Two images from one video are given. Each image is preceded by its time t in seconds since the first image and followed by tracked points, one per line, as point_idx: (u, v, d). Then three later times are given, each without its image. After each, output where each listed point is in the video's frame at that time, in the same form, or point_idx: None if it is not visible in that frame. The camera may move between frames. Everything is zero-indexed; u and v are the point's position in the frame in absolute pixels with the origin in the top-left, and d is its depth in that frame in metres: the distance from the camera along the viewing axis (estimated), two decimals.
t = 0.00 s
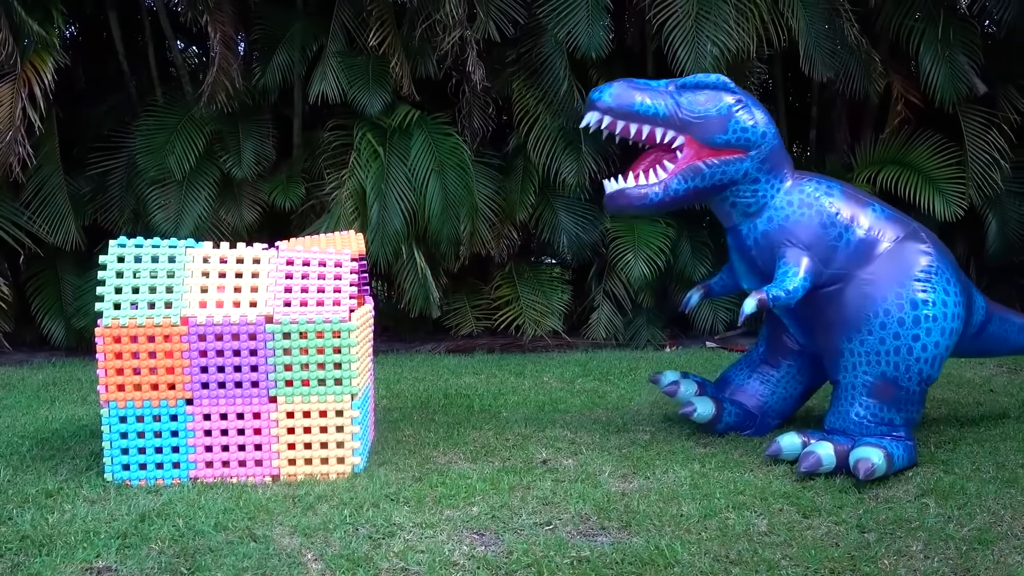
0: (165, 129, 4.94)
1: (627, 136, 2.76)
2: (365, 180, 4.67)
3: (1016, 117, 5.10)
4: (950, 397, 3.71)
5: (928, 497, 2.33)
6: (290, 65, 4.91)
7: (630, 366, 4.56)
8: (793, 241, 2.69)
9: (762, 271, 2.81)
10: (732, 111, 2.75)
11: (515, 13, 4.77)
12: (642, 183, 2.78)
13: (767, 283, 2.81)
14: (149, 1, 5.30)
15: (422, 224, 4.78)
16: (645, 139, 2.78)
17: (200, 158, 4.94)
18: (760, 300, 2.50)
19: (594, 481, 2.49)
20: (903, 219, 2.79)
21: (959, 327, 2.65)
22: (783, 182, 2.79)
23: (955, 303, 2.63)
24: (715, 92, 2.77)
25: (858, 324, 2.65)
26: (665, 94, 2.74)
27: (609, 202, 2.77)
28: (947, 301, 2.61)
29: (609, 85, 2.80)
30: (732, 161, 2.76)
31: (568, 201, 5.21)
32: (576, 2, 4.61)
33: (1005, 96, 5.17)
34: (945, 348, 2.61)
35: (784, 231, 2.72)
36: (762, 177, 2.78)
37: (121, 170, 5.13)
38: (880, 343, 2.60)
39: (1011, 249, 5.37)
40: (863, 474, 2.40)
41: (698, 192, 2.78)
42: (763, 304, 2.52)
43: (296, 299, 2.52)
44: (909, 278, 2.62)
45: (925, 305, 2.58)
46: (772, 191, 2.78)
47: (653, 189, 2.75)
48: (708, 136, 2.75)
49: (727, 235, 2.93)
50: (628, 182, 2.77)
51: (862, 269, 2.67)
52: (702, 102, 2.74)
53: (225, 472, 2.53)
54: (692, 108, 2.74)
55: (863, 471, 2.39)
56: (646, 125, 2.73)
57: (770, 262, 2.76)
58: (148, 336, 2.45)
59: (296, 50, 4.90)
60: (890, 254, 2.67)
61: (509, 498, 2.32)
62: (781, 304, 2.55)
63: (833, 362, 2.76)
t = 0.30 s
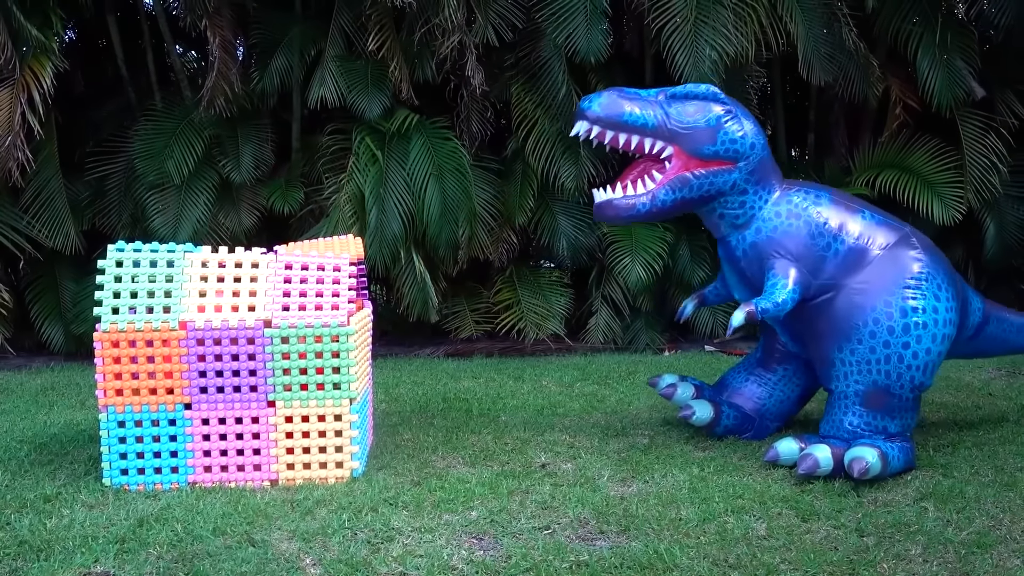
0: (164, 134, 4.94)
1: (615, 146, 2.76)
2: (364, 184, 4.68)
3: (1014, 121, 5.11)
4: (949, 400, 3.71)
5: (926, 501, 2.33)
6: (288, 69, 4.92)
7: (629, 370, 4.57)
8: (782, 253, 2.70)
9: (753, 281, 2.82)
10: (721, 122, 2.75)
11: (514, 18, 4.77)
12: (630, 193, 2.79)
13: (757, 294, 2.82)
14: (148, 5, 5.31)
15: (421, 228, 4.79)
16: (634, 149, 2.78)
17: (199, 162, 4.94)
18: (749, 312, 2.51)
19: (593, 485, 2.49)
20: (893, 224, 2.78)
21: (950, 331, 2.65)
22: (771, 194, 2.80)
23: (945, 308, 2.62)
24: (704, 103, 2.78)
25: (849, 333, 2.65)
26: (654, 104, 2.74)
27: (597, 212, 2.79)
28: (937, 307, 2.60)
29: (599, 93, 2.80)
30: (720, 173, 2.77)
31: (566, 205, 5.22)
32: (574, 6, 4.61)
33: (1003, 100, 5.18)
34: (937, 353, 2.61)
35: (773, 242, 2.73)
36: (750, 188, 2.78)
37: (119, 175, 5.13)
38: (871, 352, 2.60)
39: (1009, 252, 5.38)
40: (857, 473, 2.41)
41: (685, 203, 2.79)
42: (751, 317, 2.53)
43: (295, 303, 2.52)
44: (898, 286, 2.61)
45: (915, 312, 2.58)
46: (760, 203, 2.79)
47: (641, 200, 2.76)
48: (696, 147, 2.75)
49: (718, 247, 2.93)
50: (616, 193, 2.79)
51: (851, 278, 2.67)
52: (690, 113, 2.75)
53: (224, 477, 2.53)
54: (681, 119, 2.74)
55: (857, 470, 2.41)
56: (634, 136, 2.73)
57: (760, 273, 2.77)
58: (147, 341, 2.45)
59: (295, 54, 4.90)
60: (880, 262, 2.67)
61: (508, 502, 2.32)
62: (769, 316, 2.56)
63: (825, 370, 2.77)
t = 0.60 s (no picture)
0: (163, 134, 4.94)
1: (549, 184, 2.74)
2: (364, 184, 4.69)
3: (1014, 120, 5.11)
4: (948, 400, 3.71)
5: (926, 500, 2.33)
6: (288, 68, 4.91)
7: (629, 369, 4.57)
8: (729, 260, 2.71)
9: (708, 294, 2.82)
10: (646, 146, 2.75)
11: (514, 17, 4.77)
12: (571, 227, 2.76)
13: (711, 305, 2.82)
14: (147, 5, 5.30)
15: (421, 227, 4.78)
16: (567, 185, 2.76)
17: (198, 162, 4.94)
18: (703, 322, 2.51)
19: (593, 484, 2.49)
20: (829, 212, 2.80)
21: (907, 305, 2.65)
22: (704, 205, 2.80)
23: (896, 283, 2.63)
24: (629, 130, 2.77)
25: (808, 328, 2.66)
26: (581, 138, 2.73)
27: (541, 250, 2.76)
28: (887, 285, 2.61)
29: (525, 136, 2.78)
30: (654, 195, 2.76)
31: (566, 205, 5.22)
32: (575, 6, 4.61)
33: (1002, 99, 5.18)
34: (897, 330, 2.61)
35: (716, 253, 2.73)
36: (685, 204, 2.78)
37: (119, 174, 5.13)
38: (831, 342, 2.61)
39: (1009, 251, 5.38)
40: (856, 476, 2.39)
41: (627, 229, 2.78)
42: (706, 327, 2.53)
43: (295, 302, 2.52)
44: (843, 272, 2.62)
45: (864, 295, 2.58)
46: (697, 216, 2.78)
47: (583, 231, 2.73)
48: (627, 174, 2.74)
49: (666, 264, 2.93)
50: (557, 228, 2.75)
51: (796, 275, 2.68)
52: (616, 141, 2.73)
53: (225, 476, 2.52)
54: (608, 149, 2.72)
55: (856, 472, 2.39)
56: (566, 172, 2.72)
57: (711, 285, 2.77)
58: (146, 340, 2.45)
59: (295, 53, 4.90)
60: (823, 252, 2.68)
61: (508, 502, 2.32)
62: (724, 324, 2.57)
63: (793, 367, 2.77)
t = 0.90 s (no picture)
0: (166, 130, 4.95)
1: (519, 214, 2.73)
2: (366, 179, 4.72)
3: (1018, 116, 5.09)
4: (951, 397, 3.70)
5: (929, 497, 2.33)
6: (291, 65, 4.91)
7: (631, 366, 4.56)
8: (707, 270, 2.71)
9: (689, 305, 2.82)
10: (612, 169, 2.73)
11: (517, 13, 4.76)
12: (546, 254, 2.76)
13: (694, 317, 2.83)
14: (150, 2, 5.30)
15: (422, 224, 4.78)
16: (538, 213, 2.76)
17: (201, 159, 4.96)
18: (685, 337, 2.54)
19: (596, 481, 2.49)
20: (798, 209, 2.80)
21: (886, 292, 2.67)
22: (674, 219, 2.78)
23: (873, 273, 2.64)
24: (594, 153, 2.75)
25: (792, 329, 2.67)
26: (546, 166, 2.71)
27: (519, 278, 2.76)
28: (865, 278, 2.62)
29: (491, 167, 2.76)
30: (625, 216, 2.75)
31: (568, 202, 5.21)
32: (577, 2, 4.60)
33: (1006, 95, 5.16)
34: (879, 320, 2.63)
35: (692, 266, 2.73)
36: (657, 221, 2.77)
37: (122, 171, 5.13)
38: (816, 341, 2.63)
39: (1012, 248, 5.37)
40: (853, 466, 2.40)
41: (601, 251, 2.78)
42: (689, 339, 2.56)
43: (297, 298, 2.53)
44: (818, 269, 2.63)
45: (843, 290, 2.59)
46: (669, 232, 2.77)
47: (558, 258, 2.75)
48: (596, 198, 2.73)
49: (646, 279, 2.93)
50: (533, 256, 2.75)
51: (774, 279, 2.69)
52: (582, 166, 2.72)
53: (227, 472, 2.52)
54: (574, 175, 2.71)
55: (852, 462, 2.40)
56: (535, 202, 2.70)
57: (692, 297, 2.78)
58: (149, 336, 2.45)
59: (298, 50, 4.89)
60: (798, 252, 2.69)
61: (510, 498, 2.32)
62: (708, 336, 2.61)
63: (781, 368, 2.79)
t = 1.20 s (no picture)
0: (167, 128, 4.94)
1: (515, 222, 2.74)
2: (368, 178, 4.72)
3: (1019, 116, 5.09)
4: (952, 397, 3.70)
5: (930, 497, 2.33)
6: (292, 63, 4.91)
7: (632, 365, 4.56)
8: (703, 274, 2.71)
9: (687, 308, 2.82)
10: (605, 174, 2.73)
11: (518, 12, 4.76)
12: (542, 261, 2.77)
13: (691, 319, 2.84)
14: None
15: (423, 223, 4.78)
16: (532, 220, 2.77)
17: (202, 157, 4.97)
18: (682, 339, 2.54)
19: (596, 480, 2.49)
20: (791, 210, 2.80)
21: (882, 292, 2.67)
22: (668, 223, 2.78)
23: (868, 273, 2.64)
24: (587, 159, 2.75)
25: (790, 330, 2.67)
26: (540, 173, 2.72)
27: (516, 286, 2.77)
28: (861, 278, 2.62)
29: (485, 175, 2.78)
30: (619, 221, 2.75)
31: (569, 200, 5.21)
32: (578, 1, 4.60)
33: (1008, 95, 5.16)
34: (875, 319, 2.63)
35: (688, 270, 2.73)
36: (651, 224, 2.77)
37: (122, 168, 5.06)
38: (813, 342, 2.63)
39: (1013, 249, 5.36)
40: (852, 464, 2.40)
41: (597, 257, 2.79)
42: (687, 343, 2.56)
43: (297, 297, 2.53)
44: (813, 270, 2.63)
45: (840, 291, 2.59)
46: (664, 236, 2.77)
47: (554, 264, 2.75)
48: (590, 204, 2.73)
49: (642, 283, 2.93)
50: (529, 264, 2.76)
51: (769, 281, 2.69)
52: (575, 172, 2.72)
53: (228, 471, 2.53)
54: (567, 181, 2.71)
55: (851, 460, 2.41)
56: (529, 210, 2.71)
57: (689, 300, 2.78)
58: (150, 335, 2.45)
59: (299, 49, 4.90)
60: (793, 253, 2.69)
61: (511, 497, 2.32)
62: (704, 338, 2.60)
63: (779, 368, 2.79)
